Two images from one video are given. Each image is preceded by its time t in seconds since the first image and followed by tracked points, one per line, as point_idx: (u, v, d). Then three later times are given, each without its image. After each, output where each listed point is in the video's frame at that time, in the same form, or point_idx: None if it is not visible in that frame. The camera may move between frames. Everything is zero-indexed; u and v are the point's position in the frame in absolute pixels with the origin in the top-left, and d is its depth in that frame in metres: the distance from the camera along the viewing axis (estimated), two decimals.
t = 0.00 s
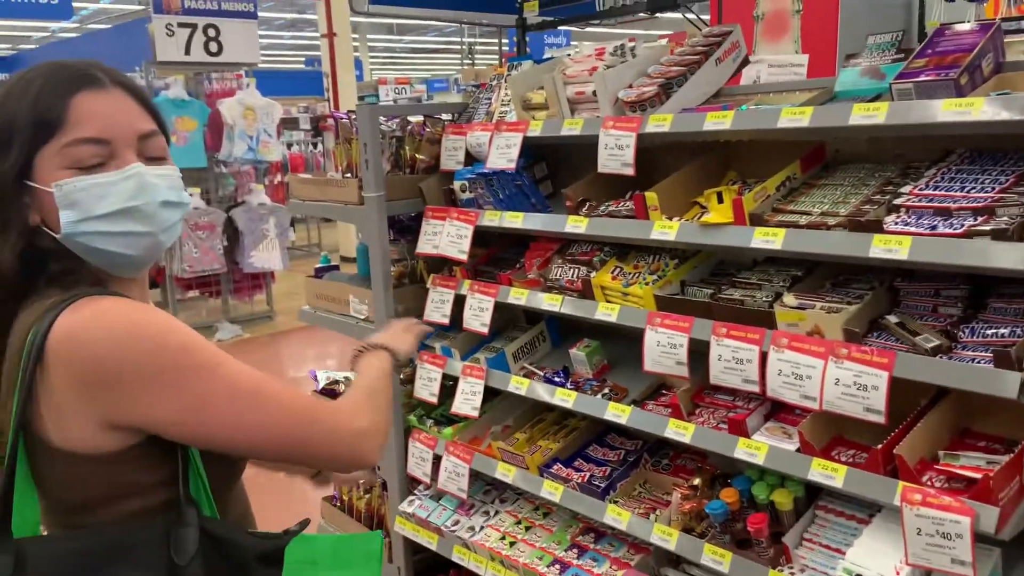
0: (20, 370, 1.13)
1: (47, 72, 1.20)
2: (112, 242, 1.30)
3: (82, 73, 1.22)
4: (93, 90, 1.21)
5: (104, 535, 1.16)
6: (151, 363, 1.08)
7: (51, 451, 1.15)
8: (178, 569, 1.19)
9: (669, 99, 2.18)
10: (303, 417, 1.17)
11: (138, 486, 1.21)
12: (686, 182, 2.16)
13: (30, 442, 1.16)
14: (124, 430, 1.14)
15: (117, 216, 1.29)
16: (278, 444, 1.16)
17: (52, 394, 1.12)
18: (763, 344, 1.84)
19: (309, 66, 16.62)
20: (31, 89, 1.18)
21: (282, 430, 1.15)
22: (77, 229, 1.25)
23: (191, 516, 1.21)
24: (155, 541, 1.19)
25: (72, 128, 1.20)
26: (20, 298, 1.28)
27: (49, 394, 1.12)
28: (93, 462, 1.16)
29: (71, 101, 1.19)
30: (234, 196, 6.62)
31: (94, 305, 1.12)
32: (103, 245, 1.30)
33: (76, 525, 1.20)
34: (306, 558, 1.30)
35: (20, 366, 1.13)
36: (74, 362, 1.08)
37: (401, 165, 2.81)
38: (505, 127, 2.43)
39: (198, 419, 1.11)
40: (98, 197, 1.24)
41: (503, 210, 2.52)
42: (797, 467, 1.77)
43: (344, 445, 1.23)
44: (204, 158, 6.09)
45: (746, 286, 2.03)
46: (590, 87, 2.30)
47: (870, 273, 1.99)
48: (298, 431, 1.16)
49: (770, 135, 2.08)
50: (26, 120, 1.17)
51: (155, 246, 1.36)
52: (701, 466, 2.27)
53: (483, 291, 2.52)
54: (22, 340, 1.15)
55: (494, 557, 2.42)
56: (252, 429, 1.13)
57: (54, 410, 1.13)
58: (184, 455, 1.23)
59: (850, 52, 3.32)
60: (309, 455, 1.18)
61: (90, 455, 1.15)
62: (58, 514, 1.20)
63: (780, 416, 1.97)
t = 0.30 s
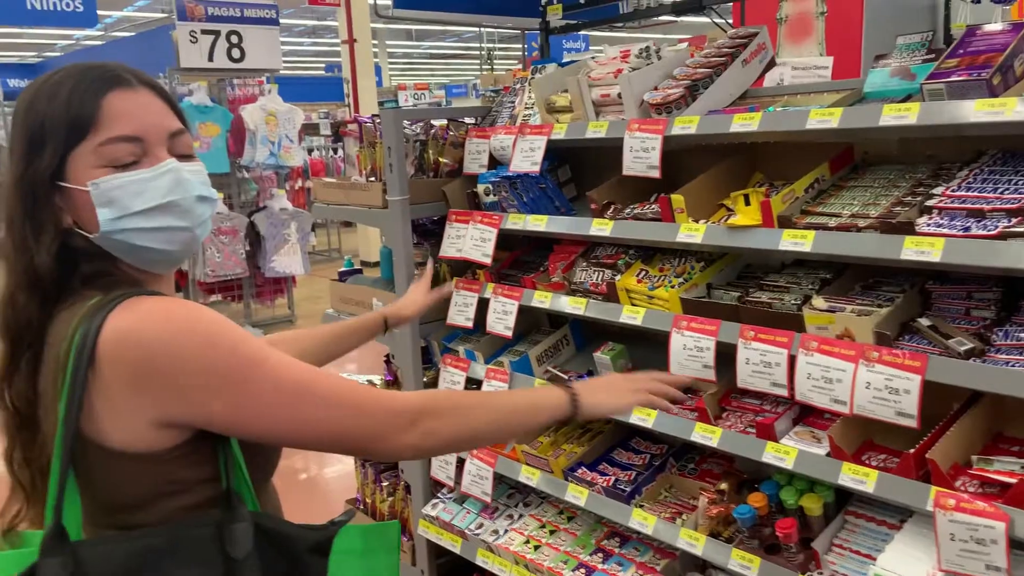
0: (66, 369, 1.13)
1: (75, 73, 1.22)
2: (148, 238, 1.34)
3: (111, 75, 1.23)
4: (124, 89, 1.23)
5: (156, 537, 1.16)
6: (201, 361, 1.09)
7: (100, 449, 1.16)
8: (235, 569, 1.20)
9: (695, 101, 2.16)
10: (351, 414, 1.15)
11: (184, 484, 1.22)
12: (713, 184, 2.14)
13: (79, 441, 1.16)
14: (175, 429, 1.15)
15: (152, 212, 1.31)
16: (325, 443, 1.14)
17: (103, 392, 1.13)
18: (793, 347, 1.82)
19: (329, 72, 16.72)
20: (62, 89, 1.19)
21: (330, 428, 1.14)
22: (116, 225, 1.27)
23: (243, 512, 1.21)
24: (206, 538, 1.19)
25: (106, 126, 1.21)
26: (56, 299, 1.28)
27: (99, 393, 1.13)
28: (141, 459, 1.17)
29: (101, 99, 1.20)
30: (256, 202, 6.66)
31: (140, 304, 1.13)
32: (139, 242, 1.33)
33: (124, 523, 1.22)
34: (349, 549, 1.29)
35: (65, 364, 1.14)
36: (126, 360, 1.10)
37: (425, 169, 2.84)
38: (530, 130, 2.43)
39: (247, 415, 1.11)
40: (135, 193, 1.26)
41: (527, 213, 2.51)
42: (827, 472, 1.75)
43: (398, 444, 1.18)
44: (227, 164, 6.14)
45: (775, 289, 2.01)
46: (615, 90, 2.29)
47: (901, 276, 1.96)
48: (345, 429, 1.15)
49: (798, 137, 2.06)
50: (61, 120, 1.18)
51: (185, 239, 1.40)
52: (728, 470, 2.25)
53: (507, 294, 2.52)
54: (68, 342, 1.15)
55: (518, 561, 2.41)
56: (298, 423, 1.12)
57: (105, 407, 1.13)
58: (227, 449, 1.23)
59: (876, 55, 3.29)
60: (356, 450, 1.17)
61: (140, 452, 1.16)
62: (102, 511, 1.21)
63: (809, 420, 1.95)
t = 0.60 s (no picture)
0: (101, 373, 1.14)
1: (103, 72, 1.25)
2: (183, 235, 1.37)
3: (138, 74, 1.26)
4: (151, 89, 1.26)
5: (201, 540, 1.18)
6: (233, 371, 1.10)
7: (135, 455, 1.16)
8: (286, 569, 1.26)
9: (715, 98, 2.14)
10: (374, 429, 1.16)
11: (219, 486, 1.22)
12: (734, 182, 2.12)
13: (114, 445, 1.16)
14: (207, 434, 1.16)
15: (187, 208, 1.36)
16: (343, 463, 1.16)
17: (139, 398, 1.13)
18: (817, 347, 1.79)
19: (343, 73, 16.75)
20: (92, 88, 1.22)
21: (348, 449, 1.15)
22: (154, 224, 1.30)
23: (288, 512, 1.26)
24: (247, 542, 1.22)
25: (141, 125, 1.25)
26: (82, 302, 1.28)
27: (134, 397, 1.13)
28: (178, 465, 1.17)
29: (133, 96, 1.23)
30: (271, 202, 6.67)
31: (177, 309, 1.14)
32: (174, 239, 1.36)
33: (154, 529, 1.20)
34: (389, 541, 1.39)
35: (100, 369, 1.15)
36: (161, 367, 1.11)
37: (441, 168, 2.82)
38: (547, 129, 2.41)
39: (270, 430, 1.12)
40: (170, 190, 1.31)
41: (545, 213, 2.49)
42: (851, 475, 1.72)
43: (413, 472, 1.20)
44: (242, 165, 6.15)
45: (798, 288, 1.99)
46: (633, 88, 2.27)
47: (927, 274, 1.94)
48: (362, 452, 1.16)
49: (821, 134, 2.03)
50: (94, 117, 1.21)
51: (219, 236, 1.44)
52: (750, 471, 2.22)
53: (525, 294, 2.50)
54: (103, 346, 1.15)
55: (537, 562, 2.39)
56: (320, 437, 1.13)
57: (141, 410, 1.14)
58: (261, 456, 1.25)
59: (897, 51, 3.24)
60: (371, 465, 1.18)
61: (175, 457, 1.16)
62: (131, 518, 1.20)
63: (833, 421, 1.92)
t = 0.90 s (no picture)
0: (122, 373, 1.13)
1: (116, 62, 1.26)
2: (207, 220, 1.38)
3: (149, 65, 1.28)
4: (163, 77, 1.28)
5: (215, 540, 1.17)
6: (258, 380, 1.13)
7: (152, 457, 1.15)
8: (297, 568, 1.24)
9: (726, 91, 2.11)
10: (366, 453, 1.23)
11: (231, 487, 1.21)
12: (745, 177, 2.10)
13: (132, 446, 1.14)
14: (223, 442, 1.16)
15: (212, 192, 1.38)
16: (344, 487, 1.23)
17: (159, 398, 1.12)
18: (829, 344, 1.76)
19: (350, 69, 16.75)
20: (110, 75, 1.23)
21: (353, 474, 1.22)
22: (183, 208, 1.31)
23: (297, 510, 1.25)
24: (258, 540, 1.21)
25: (163, 110, 1.26)
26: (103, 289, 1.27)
27: (155, 398, 1.12)
28: (190, 467, 1.17)
29: (151, 83, 1.25)
30: (278, 199, 6.67)
31: (201, 311, 1.15)
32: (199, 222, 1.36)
33: (170, 530, 1.19)
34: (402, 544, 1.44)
35: (120, 369, 1.13)
36: (188, 366, 1.11)
37: (449, 164, 2.80)
38: (555, 124, 2.39)
39: (286, 447, 1.16)
40: (197, 175, 1.32)
41: (553, 208, 2.47)
42: (864, 473, 1.70)
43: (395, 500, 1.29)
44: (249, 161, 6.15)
45: (810, 285, 1.96)
46: (643, 82, 2.24)
47: (941, 270, 1.91)
48: (365, 478, 1.24)
49: (833, 128, 2.00)
50: (117, 104, 1.21)
51: (235, 224, 1.46)
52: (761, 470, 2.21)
53: (533, 291, 2.48)
54: (122, 347, 1.14)
55: (546, 561, 2.37)
56: (326, 461, 1.19)
57: (161, 410, 1.13)
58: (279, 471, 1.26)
59: (910, 45, 3.20)
60: (364, 484, 1.25)
61: (190, 461, 1.16)
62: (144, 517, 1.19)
63: (845, 419, 1.90)
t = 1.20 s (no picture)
0: (141, 376, 1.13)
1: (118, 69, 1.26)
2: (220, 221, 1.38)
3: (151, 70, 1.29)
4: (167, 82, 1.29)
5: (238, 538, 1.18)
6: (278, 374, 1.16)
7: (175, 457, 1.16)
8: (322, 568, 1.24)
9: (734, 93, 2.12)
10: (390, 437, 1.28)
11: (252, 484, 1.22)
12: (753, 180, 2.10)
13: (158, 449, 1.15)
14: (245, 437, 1.18)
15: (222, 193, 1.37)
16: (373, 472, 1.27)
17: (179, 402, 1.13)
18: (837, 346, 1.77)
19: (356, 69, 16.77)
20: (113, 84, 1.23)
21: (383, 457, 1.27)
22: (195, 210, 1.32)
23: (316, 507, 1.25)
24: (279, 535, 1.21)
25: (168, 116, 1.27)
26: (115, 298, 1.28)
27: (176, 399, 1.13)
28: (211, 468, 1.18)
29: (155, 88, 1.26)
30: (284, 199, 6.68)
31: (216, 311, 1.16)
32: (210, 224, 1.36)
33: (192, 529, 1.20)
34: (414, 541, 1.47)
35: (139, 372, 1.14)
36: (207, 369, 1.13)
37: (456, 166, 2.81)
38: (563, 126, 2.39)
39: (313, 436, 1.19)
40: (205, 177, 1.32)
41: (561, 210, 2.48)
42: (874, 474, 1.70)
43: (420, 479, 1.35)
44: (255, 161, 6.16)
45: (818, 286, 1.97)
46: (651, 83, 2.25)
47: (949, 272, 1.91)
48: (392, 461, 1.29)
49: (842, 131, 2.00)
50: (122, 111, 1.22)
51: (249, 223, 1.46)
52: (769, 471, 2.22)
53: (541, 292, 2.49)
54: (140, 350, 1.15)
55: (554, 561, 2.38)
56: (353, 447, 1.23)
57: (183, 411, 1.14)
58: (297, 465, 1.26)
59: (917, 45, 3.20)
60: (387, 471, 1.29)
61: (214, 462, 1.17)
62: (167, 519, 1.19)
63: (854, 421, 1.90)
